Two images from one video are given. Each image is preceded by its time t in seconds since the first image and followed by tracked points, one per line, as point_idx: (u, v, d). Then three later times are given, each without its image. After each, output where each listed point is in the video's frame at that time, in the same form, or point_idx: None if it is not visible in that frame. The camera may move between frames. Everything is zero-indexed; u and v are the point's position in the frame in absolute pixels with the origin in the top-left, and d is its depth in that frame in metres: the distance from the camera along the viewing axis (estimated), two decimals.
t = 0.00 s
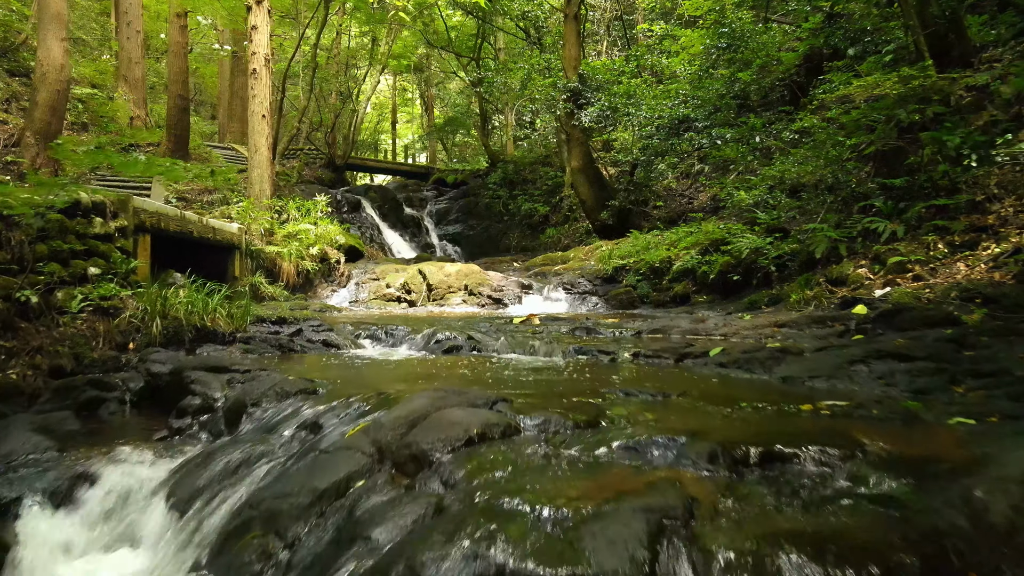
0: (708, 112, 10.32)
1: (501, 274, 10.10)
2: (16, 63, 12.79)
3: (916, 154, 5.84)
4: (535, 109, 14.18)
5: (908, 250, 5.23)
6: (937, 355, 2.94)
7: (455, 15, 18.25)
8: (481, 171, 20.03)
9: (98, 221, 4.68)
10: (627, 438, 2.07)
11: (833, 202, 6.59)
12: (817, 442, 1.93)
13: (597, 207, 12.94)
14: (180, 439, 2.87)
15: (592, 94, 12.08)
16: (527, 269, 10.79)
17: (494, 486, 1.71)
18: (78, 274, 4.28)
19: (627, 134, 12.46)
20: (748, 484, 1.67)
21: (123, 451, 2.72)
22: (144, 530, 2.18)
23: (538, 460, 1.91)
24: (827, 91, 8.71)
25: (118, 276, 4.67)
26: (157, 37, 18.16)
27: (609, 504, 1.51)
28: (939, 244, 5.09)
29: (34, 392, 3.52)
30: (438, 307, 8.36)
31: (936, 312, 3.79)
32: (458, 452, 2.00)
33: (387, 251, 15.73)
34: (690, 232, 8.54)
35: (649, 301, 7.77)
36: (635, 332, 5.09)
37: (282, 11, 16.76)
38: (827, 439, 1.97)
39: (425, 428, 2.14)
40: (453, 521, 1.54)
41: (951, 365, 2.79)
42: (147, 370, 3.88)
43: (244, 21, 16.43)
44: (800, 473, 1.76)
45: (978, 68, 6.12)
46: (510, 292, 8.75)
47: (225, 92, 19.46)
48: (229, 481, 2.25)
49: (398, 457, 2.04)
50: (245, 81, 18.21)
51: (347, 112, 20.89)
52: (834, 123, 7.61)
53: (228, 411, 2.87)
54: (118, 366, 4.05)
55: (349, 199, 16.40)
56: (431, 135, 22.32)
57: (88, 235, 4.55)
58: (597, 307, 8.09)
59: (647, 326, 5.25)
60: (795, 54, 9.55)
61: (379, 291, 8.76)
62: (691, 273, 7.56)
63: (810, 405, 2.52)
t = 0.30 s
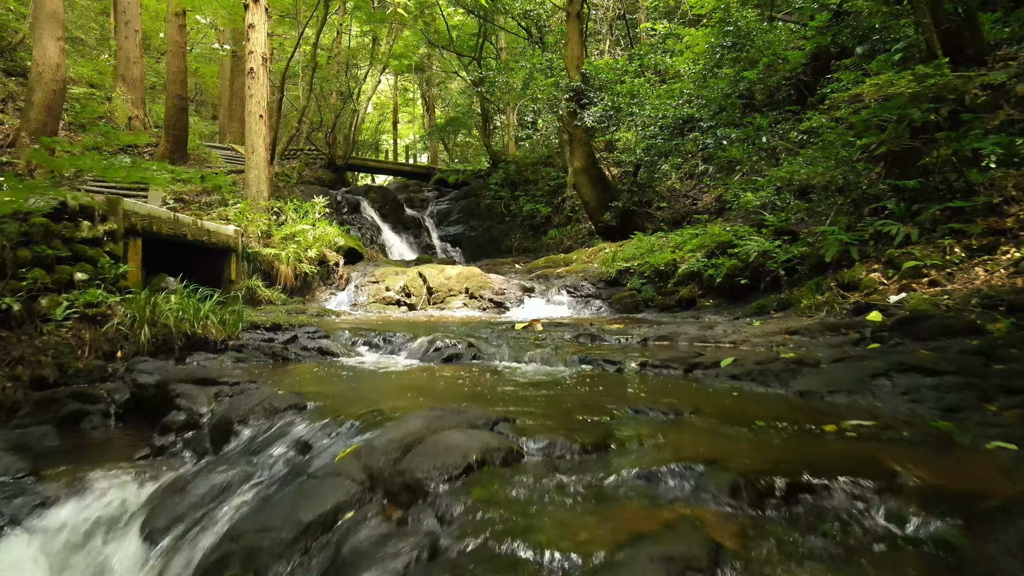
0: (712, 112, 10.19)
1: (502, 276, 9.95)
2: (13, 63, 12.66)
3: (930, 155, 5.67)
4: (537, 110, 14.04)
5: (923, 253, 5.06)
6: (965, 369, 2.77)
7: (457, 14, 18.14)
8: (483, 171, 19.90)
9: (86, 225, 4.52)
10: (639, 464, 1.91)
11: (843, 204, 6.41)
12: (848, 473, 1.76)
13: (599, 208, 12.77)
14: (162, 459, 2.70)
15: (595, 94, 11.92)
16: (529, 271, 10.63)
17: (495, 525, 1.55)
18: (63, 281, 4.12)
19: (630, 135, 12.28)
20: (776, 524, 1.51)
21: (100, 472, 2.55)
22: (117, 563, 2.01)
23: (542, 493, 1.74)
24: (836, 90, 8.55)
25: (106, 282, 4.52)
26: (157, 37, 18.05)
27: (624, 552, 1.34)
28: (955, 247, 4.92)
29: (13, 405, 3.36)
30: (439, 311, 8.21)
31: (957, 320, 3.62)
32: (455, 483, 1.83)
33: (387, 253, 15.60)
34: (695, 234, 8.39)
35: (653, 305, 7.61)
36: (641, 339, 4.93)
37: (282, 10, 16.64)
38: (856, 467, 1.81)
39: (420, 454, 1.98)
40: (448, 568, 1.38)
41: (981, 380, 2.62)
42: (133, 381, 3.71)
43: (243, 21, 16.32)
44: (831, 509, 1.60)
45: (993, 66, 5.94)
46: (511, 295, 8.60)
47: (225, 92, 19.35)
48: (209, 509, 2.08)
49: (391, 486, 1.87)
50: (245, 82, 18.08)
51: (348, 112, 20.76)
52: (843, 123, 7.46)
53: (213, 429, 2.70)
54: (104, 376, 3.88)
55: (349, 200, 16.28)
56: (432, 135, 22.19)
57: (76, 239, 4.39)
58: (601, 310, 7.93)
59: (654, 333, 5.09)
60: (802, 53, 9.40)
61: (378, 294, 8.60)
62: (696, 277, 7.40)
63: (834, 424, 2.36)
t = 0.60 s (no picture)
0: (717, 112, 9.98)
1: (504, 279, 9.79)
2: (10, 63, 12.50)
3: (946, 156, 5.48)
4: (539, 109, 13.88)
5: (940, 258, 4.88)
6: (1000, 386, 2.58)
7: (458, 13, 17.98)
8: (484, 172, 19.75)
9: (71, 229, 4.35)
10: (655, 498, 1.73)
11: (855, 206, 6.23)
12: (887, 511, 1.59)
13: (603, 209, 12.58)
14: (141, 482, 2.53)
15: (598, 93, 11.74)
16: (531, 274, 10.46)
17: None
18: (46, 288, 3.94)
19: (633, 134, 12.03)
20: None
21: (71, 498, 2.37)
22: None
23: (550, 534, 1.57)
24: (846, 89, 8.38)
25: (92, 289, 4.34)
26: (156, 36, 17.90)
27: None
28: (975, 252, 4.73)
29: None
30: (439, 315, 8.04)
31: (984, 330, 3.44)
32: (453, 522, 1.65)
33: (387, 254, 15.43)
34: (701, 236, 8.22)
35: (659, 309, 7.44)
36: (649, 347, 4.75)
37: (282, 10, 16.48)
38: (897, 505, 1.63)
39: (414, 486, 1.80)
40: None
41: (1018, 399, 2.44)
42: (117, 394, 3.52)
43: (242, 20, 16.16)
44: (876, 557, 1.42)
45: (1010, 64, 5.74)
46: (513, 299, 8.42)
47: (225, 91, 19.20)
48: (185, 547, 1.90)
49: (383, 523, 1.69)
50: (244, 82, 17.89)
51: (349, 112, 20.61)
52: (853, 122, 7.28)
53: (196, 450, 2.53)
54: (88, 388, 3.70)
55: (350, 201, 16.12)
56: (433, 135, 22.04)
57: (61, 244, 4.22)
58: (605, 315, 7.77)
59: (661, 341, 4.91)
60: (809, 52, 9.20)
61: (378, 298, 8.43)
62: (703, 280, 7.23)
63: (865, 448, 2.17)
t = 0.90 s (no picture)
0: (723, 112, 9.76)
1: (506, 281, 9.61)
2: (6, 62, 12.35)
3: (964, 156, 5.28)
4: (541, 108, 13.71)
5: (960, 262, 4.69)
6: None
7: (460, 12, 17.83)
8: (486, 172, 19.60)
9: (56, 232, 4.17)
10: (678, 538, 1.54)
11: (868, 208, 6.04)
12: (943, 559, 1.40)
13: (606, 210, 12.38)
14: (115, 507, 2.34)
15: (602, 92, 11.54)
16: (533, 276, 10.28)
17: None
18: (27, 293, 3.73)
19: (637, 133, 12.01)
20: None
21: (37, 526, 2.18)
22: None
23: None
24: (856, 88, 8.19)
25: (76, 295, 4.16)
26: (155, 35, 17.75)
27: None
28: (997, 255, 4.54)
29: None
30: (440, 319, 7.86)
31: (1014, 340, 3.25)
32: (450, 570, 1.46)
33: (387, 256, 15.26)
34: (707, 238, 8.04)
35: (665, 313, 7.26)
36: (657, 355, 4.56)
37: (281, 8, 16.34)
38: (954, 550, 1.44)
39: (406, 524, 1.61)
40: None
41: None
42: (98, 407, 3.32)
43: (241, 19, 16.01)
44: None
45: None
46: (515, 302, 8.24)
47: (225, 91, 19.05)
48: None
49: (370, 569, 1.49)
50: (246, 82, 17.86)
51: (349, 111, 20.45)
52: (864, 121, 7.10)
53: (175, 474, 2.34)
54: (68, 400, 3.49)
55: (350, 201, 15.95)
56: (435, 135, 21.88)
57: (44, 248, 4.03)
58: (609, 318, 7.59)
59: (670, 348, 4.72)
60: (818, 49, 8.97)
61: (377, 301, 8.24)
62: (710, 283, 7.05)
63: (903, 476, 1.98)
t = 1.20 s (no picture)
0: (728, 112, 9.56)
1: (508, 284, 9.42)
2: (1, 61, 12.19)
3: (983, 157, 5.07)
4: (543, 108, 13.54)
5: (982, 267, 4.48)
6: None
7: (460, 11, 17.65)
8: (487, 172, 19.42)
9: (36, 237, 3.98)
10: None
11: (882, 210, 5.83)
12: None
13: (609, 211, 12.18)
14: (81, 537, 2.12)
15: (605, 91, 11.34)
16: (536, 278, 10.10)
17: None
18: (4, 301, 3.51)
19: (641, 133, 11.83)
20: None
21: None
22: None
23: None
24: (866, 87, 7.99)
25: (57, 302, 3.96)
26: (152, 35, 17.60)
27: None
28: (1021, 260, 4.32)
29: None
30: (440, 324, 7.67)
31: None
32: None
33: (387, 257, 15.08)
34: (714, 241, 7.84)
35: (671, 318, 7.08)
36: (665, 365, 4.36)
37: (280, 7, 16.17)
38: None
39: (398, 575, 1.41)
40: None
41: None
42: (76, 423, 3.04)
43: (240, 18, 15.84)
44: None
45: None
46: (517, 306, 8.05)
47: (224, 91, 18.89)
48: None
49: None
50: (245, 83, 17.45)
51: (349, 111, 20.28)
52: (876, 120, 6.90)
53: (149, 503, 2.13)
54: (46, 414, 3.21)
55: (349, 202, 15.78)
56: (436, 136, 21.71)
57: (23, 253, 3.83)
58: (614, 323, 7.40)
59: (679, 357, 4.52)
60: (826, 47, 8.74)
61: (375, 305, 8.05)
62: (717, 287, 6.86)
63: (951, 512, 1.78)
